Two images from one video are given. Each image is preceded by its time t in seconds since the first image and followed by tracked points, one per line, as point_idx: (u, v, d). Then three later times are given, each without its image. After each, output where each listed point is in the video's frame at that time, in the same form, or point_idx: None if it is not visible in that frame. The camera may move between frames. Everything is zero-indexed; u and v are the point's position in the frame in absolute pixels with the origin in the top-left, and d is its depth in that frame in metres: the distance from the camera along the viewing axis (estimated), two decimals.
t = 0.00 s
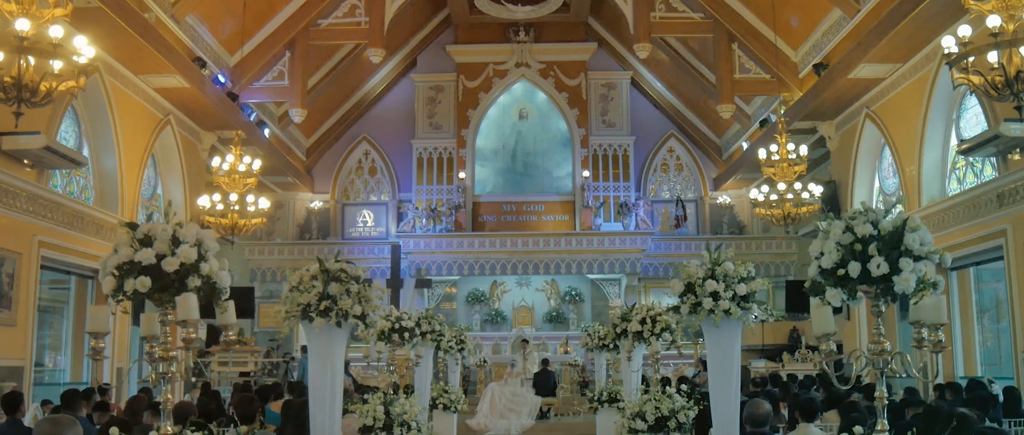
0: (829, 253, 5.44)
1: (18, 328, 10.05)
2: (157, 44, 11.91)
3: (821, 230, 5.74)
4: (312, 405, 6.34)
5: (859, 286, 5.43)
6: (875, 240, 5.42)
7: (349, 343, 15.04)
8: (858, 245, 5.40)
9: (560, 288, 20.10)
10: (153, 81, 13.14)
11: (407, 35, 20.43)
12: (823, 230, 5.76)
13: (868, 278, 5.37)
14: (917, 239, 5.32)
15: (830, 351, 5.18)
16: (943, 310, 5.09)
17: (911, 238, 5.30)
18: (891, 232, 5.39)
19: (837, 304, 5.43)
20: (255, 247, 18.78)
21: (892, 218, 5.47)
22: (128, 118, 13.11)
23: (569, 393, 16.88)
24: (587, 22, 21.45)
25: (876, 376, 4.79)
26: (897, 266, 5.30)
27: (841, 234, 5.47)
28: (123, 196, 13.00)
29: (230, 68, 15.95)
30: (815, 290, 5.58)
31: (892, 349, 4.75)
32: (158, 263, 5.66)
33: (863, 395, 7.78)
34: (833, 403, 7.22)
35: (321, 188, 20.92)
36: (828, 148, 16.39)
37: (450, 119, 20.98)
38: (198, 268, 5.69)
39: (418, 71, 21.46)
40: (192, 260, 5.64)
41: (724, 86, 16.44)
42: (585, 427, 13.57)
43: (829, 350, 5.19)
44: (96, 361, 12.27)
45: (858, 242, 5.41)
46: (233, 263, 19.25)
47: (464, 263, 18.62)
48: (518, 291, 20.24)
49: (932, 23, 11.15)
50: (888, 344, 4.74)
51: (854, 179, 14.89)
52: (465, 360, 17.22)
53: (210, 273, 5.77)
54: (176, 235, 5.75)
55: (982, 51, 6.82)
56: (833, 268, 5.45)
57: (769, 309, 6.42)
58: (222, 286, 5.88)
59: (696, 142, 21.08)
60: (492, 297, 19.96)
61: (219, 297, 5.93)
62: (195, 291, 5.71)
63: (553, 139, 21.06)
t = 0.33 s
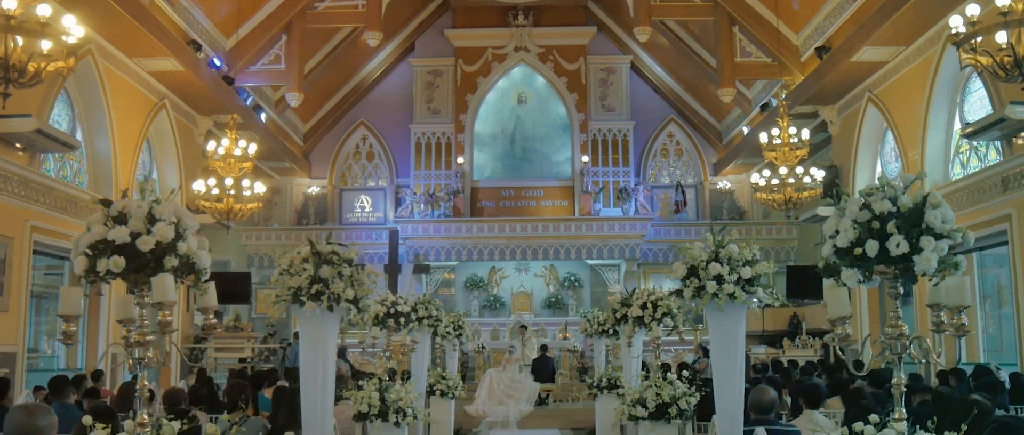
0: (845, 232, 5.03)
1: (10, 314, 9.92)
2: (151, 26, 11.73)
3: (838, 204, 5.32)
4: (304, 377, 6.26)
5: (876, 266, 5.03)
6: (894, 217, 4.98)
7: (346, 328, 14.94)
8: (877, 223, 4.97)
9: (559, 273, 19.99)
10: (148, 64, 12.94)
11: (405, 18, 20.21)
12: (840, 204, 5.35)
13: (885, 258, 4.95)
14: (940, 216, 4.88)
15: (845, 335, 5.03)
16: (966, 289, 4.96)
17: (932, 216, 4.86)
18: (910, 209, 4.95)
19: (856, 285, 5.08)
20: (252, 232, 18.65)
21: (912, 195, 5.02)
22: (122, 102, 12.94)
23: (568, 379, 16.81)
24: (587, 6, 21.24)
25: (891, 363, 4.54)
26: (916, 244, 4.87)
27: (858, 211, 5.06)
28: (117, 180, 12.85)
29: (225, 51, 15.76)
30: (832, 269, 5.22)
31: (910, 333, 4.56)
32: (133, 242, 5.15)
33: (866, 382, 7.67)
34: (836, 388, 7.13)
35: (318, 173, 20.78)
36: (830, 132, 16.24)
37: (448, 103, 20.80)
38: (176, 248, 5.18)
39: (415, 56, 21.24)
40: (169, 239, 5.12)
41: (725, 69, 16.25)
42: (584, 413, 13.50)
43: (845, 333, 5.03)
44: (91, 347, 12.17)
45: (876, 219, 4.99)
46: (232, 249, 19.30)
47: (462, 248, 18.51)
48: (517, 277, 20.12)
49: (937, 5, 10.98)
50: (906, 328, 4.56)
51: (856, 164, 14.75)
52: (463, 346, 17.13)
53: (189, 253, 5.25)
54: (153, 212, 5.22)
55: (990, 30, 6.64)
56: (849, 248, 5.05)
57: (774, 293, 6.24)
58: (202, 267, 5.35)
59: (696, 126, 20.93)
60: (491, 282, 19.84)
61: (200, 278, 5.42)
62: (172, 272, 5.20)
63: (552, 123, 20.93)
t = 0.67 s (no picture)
0: (860, 210, 4.45)
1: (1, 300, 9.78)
2: (145, 9, 11.56)
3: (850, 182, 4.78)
4: (294, 359, 6.04)
5: (893, 246, 4.47)
6: (913, 194, 4.45)
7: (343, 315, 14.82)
8: (894, 200, 4.43)
9: (558, 259, 19.87)
10: (142, 48, 12.78)
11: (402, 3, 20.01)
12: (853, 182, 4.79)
13: (903, 238, 4.40)
14: (961, 192, 4.36)
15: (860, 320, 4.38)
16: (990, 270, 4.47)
17: (953, 191, 4.33)
18: (930, 185, 4.43)
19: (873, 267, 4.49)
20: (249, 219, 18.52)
21: (932, 170, 4.49)
22: (116, 86, 12.79)
23: (567, 365, 16.70)
24: None
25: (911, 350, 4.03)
26: (937, 223, 4.35)
27: (875, 187, 4.51)
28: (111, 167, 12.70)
29: (221, 35, 15.60)
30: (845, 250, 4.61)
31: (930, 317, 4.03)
32: (101, 220, 4.83)
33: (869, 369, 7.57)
34: (839, 375, 7.01)
35: (315, 159, 20.62)
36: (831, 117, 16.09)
37: (446, 88, 20.61)
38: (147, 226, 4.83)
39: (413, 40, 21.03)
40: (140, 216, 4.78)
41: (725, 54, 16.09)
42: (582, 400, 13.42)
43: (860, 318, 4.41)
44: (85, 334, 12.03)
45: (894, 196, 4.45)
46: (229, 236, 19.18)
47: (460, 235, 18.39)
48: (516, 263, 20.00)
49: None
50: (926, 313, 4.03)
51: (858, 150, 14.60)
52: (461, 333, 17.03)
53: (161, 233, 4.91)
54: (124, 188, 4.90)
55: (997, 10, 6.51)
56: (864, 226, 4.50)
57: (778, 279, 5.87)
58: (176, 247, 5.00)
59: (696, 112, 20.77)
60: (489, 269, 19.72)
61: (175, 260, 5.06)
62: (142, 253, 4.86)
63: (551, 109, 20.77)
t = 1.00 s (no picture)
0: (880, 184, 3.94)
1: None
2: None
3: (869, 155, 4.27)
4: (283, 366, 5.63)
5: (916, 224, 3.96)
6: (938, 168, 3.94)
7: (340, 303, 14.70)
8: (918, 174, 3.92)
9: (557, 247, 19.75)
10: (135, 32, 12.60)
11: None
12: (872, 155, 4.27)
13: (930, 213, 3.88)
14: (991, 164, 3.84)
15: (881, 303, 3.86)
16: None
17: (983, 165, 3.82)
18: (956, 156, 3.91)
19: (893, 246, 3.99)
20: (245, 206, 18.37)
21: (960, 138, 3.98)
22: (108, 70, 12.60)
23: (566, 354, 16.58)
24: None
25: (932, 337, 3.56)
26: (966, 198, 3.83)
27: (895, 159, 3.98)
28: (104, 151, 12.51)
29: (216, 19, 15.44)
30: (866, 230, 4.11)
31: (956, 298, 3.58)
32: (63, 195, 4.33)
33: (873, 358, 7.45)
34: (843, 363, 6.88)
35: (312, 146, 20.43)
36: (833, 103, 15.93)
37: (444, 74, 20.44)
38: (114, 202, 4.33)
39: (410, 25, 20.81)
40: (107, 191, 4.28)
41: (726, 39, 15.93)
42: (581, 388, 13.31)
43: (880, 301, 3.85)
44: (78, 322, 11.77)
45: (917, 169, 3.95)
46: (226, 223, 19.05)
47: (458, 222, 18.25)
48: (515, 250, 19.89)
49: None
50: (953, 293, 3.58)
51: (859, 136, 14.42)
52: (459, 320, 16.91)
53: (130, 210, 4.43)
54: (89, 163, 4.38)
55: None
56: (886, 202, 3.98)
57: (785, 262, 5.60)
58: (146, 225, 4.51)
59: (696, 98, 20.61)
60: (487, 256, 19.60)
61: (145, 240, 4.54)
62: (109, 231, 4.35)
63: (550, 95, 20.59)
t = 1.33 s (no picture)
0: (903, 158, 3.72)
1: None
2: None
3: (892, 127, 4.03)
4: (269, 344, 5.45)
5: (942, 201, 3.72)
6: (967, 141, 3.70)
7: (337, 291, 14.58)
8: (944, 147, 3.68)
9: (555, 236, 19.62)
10: (127, 17, 12.41)
11: None
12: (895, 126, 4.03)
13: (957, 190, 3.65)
14: None
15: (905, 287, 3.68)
16: None
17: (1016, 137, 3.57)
18: (986, 129, 3.66)
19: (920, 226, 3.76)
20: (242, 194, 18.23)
21: (991, 109, 3.72)
22: (101, 56, 12.42)
23: (564, 343, 16.47)
24: None
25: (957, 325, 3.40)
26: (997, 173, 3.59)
27: (920, 133, 3.74)
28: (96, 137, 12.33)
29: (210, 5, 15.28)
30: (888, 208, 3.91)
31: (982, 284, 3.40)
32: (17, 171, 4.05)
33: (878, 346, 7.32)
34: (847, 353, 6.76)
35: (309, 133, 20.25)
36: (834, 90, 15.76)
37: (441, 61, 20.25)
38: (73, 179, 4.11)
39: (408, 12, 20.60)
40: (64, 167, 4.04)
41: (726, 24, 15.75)
42: (580, 377, 13.21)
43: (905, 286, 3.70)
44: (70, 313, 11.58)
45: (943, 142, 3.71)
46: (223, 210, 18.94)
47: (456, 210, 18.11)
48: (513, 239, 19.75)
49: None
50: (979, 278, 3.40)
51: (862, 123, 14.25)
52: (457, 309, 16.78)
53: (91, 186, 4.17)
54: (47, 136, 4.13)
55: None
56: (909, 177, 3.75)
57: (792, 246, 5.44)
58: (110, 205, 4.23)
59: (697, 86, 20.44)
60: (486, 244, 19.47)
61: (109, 219, 4.29)
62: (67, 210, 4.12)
63: (548, 81, 20.39)
